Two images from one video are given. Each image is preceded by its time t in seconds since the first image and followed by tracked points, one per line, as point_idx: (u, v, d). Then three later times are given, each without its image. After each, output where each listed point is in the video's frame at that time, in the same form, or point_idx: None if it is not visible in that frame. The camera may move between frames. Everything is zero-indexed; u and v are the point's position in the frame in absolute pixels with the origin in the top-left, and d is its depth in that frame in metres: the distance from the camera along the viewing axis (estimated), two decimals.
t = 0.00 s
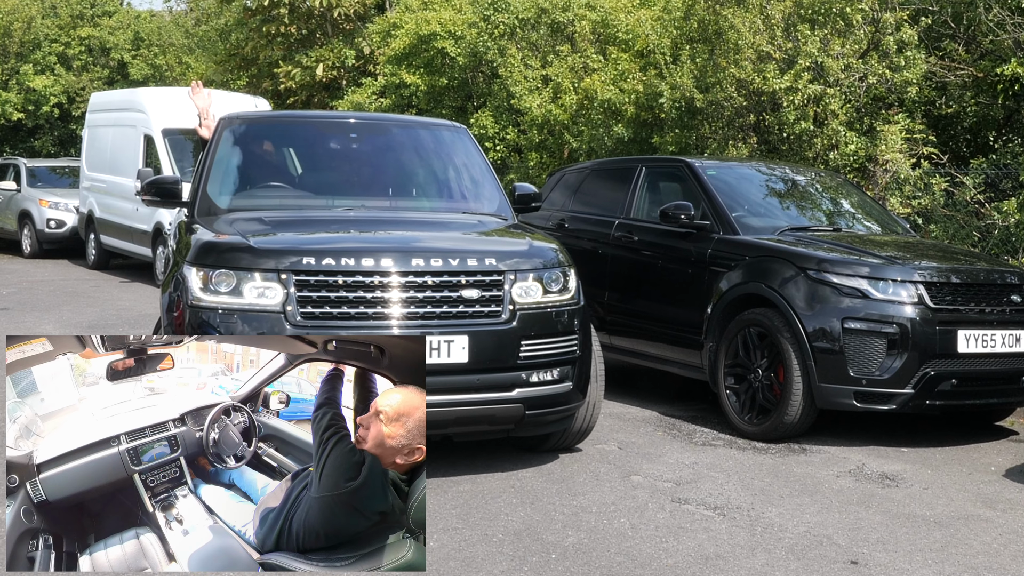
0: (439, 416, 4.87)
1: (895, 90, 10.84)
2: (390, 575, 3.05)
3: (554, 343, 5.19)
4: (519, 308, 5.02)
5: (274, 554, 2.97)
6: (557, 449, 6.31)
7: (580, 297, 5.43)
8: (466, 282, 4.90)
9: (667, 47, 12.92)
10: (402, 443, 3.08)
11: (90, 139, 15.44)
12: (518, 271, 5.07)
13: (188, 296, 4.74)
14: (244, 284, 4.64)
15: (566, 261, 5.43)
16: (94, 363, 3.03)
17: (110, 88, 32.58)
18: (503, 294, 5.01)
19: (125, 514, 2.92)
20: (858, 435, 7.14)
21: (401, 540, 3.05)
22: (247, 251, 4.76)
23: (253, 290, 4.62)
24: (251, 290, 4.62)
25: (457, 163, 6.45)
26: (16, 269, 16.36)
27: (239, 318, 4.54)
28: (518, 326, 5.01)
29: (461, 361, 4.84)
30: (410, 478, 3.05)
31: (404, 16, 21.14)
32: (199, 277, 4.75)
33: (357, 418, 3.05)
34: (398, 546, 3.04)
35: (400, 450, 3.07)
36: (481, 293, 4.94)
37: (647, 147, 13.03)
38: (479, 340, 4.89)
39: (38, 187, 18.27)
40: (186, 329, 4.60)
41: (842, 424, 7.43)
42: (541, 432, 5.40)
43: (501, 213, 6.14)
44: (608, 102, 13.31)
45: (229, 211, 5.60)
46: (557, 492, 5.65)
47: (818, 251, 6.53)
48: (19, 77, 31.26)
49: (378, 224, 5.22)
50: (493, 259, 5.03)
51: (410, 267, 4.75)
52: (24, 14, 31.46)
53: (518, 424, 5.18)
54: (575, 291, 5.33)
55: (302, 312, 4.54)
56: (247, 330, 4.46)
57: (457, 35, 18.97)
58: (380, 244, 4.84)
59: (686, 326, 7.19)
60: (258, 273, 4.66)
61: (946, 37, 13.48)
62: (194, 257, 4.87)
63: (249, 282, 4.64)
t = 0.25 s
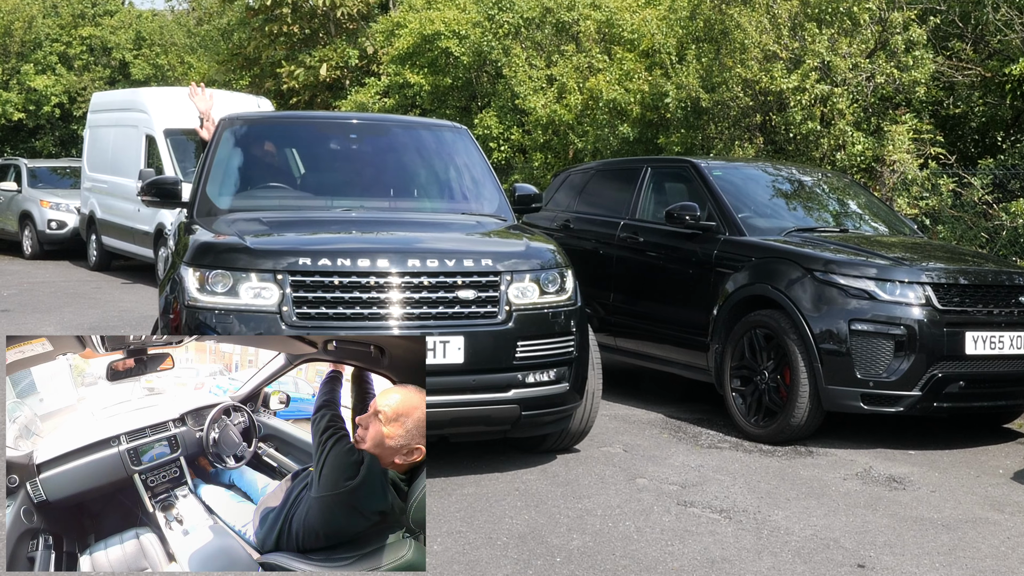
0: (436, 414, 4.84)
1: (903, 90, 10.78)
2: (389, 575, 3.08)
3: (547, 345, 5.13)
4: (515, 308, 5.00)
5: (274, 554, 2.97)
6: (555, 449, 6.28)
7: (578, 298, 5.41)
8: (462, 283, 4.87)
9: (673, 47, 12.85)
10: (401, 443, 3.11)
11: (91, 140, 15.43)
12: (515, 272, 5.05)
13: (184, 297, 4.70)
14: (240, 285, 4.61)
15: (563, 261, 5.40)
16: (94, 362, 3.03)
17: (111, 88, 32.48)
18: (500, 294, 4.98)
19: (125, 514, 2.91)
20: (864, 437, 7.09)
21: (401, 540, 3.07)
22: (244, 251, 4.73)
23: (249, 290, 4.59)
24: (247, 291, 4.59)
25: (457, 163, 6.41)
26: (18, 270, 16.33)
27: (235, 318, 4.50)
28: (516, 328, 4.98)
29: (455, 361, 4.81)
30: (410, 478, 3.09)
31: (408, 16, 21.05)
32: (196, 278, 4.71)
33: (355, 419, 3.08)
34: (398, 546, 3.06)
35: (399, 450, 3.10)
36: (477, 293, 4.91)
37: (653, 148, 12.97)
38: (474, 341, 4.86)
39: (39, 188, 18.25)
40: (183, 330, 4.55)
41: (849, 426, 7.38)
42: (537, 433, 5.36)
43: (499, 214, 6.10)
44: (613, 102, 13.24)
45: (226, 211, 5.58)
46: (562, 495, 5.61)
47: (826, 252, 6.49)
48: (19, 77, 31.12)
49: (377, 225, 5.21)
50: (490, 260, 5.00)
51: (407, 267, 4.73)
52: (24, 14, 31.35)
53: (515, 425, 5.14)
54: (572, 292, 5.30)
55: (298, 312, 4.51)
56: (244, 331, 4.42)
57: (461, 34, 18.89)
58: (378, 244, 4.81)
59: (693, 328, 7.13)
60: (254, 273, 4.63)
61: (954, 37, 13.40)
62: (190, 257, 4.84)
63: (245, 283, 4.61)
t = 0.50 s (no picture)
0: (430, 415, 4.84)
1: (911, 90, 10.71)
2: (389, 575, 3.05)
3: (545, 346, 5.14)
4: (510, 309, 4.98)
5: (274, 554, 2.95)
6: (553, 449, 6.28)
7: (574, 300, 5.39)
8: (457, 284, 4.86)
9: (679, 47, 12.78)
10: (400, 443, 3.09)
11: (92, 141, 15.42)
12: (510, 273, 5.03)
13: (179, 297, 4.71)
14: (235, 285, 4.62)
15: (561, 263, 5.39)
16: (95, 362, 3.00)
17: (113, 88, 32.36)
18: (495, 296, 4.96)
19: (125, 515, 2.88)
20: (871, 440, 7.05)
21: (401, 539, 3.04)
22: (241, 252, 4.73)
23: (244, 291, 4.60)
24: (242, 292, 4.60)
25: (456, 164, 6.39)
26: (20, 271, 16.30)
27: (231, 318, 4.51)
28: (512, 329, 4.97)
29: (451, 362, 4.80)
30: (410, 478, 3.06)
31: (411, 15, 20.96)
32: (191, 278, 4.71)
33: (354, 419, 3.06)
34: (398, 546, 3.03)
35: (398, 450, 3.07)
36: (472, 295, 4.89)
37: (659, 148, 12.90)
38: (470, 342, 4.85)
39: (40, 189, 18.22)
40: (179, 330, 4.55)
41: (856, 429, 7.33)
42: (534, 434, 5.37)
43: (498, 214, 6.08)
44: (619, 103, 13.16)
45: (224, 212, 5.58)
46: (566, 497, 5.57)
47: (833, 253, 6.44)
48: (20, 77, 30.88)
49: (376, 226, 5.21)
50: (485, 261, 4.99)
51: (402, 269, 4.73)
52: (24, 13, 31.14)
53: (510, 425, 5.13)
54: (568, 292, 5.29)
55: (293, 314, 4.53)
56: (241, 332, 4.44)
57: (465, 34, 18.81)
58: (376, 245, 4.82)
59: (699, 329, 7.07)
60: (249, 274, 4.63)
61: (962, 36, 13.29)
62: (187, 258, 4.84)
63: (240, 283, 4.62)
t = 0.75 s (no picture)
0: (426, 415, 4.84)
1: (919, 90, 10.65)
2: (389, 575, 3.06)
3: (538, 345, 5.13)
4: (504, 309, 4.99)
5: (274, 554, 2.93)
6: (548, 449, 6.27)
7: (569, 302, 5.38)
8: (452, 283, 4.85)
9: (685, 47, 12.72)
10: (397, 440, 3.11)
11: (93, 142, 15.40)
12: (504, 273, 5.03)
13: (175, 296, 4.71)
14: (230, 285, 4.62)
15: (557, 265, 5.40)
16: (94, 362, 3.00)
17: (115, 88, 32.19)
18: (489, 295, 4.97)
19: (125, 514, 2.87)
20: (878, 442, 7.00)
21: (401, 540, 3.05)
22: (237, 252, 4.73)
23: (239, 291, 4.60)
24: (237, 292, 4.60)
25: (456, 164, 6.37)
26: (22, 273, 16.27)
27: (227, 318, 4.52)
28: (505, 329, 4.98)
29: (443, 362, 4.79)
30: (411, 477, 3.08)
31: (415, 15, 20.86)
32: (186, 278, 4.72)
33: (353, 418, 3.06)
34: (398, 546, 3.04)
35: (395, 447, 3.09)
36: (466, 294, 4.89)
37: (665, 149, 12.81)
38: (462, 343, 4.85)
39: (42, 190, 18.21)
40: (176, 330, 4.56)
41: (863, 431, 7.28)
42: (529, 434, 5.36)
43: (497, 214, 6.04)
44: (624, 103, 13.08)
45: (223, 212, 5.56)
46: (571, 500, 5.53)
47: (840, 254, 6.39)
48: (21, 77, 30.74)
49: (375, 226, 5.20)
50: (480, 261, 4.99)
51: (392, 270, 4.71)
52: (25, 13, 30.98)
53: (504, 425, 5.14)
54: (563, 293, 5.29)
55: (287, 313, 4.52)
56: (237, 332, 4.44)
57: (470, 33, 18.69)
58: (371, 245, 4.82)
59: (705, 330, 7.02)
60: (243, 273, 4.64)
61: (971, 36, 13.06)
62: (183, 257, 4.84)
63: (235, 283, 4.62)
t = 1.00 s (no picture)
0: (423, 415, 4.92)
1: (927, 90, 10.57)
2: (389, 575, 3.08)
3: (530, 345, 5.16)
4: (498, 309, 5.03)
5: (274, 554, 2.96)
6: (544, 449, 6.27)
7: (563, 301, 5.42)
8: (445, 283, 4.90)
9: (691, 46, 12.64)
10: (393, 439, 3.12)
11: (95, 142, 15.41)
12: (498, 273, 5.08)
13: (170, 295, 4.78)
14: (225, 285, 4.69)
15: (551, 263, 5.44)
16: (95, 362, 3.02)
17: (117, 88, 32.04)
18: (482, 295, 5.01)
19: (124, 514, 2.89)
20: (885, 445, 6.95)
21: (401, 539, 3.07)
22: (234, 252, 4.79)
23: (234, 290, 4.67)
24: (232, 291, 4.67)
25: (455, 165, 6.38)
26: (23, 274, 16.23)
27: (223, 318, 4.56)
28: (500, 328, 5.03)
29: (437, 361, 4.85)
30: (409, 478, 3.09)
31: (419, 14, 20.74)
32: (182, 277, 4.79)
33: (352, 417, 3.10)
34: (398, 546, 3.06)
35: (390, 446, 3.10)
36: (459, 294, 4.94)
37: (671, 149, 12.75)
38: (456, 341, 4.91)
39: (44, 191, 18.20)
40: (172, 330, 4.61)
41: (870, 433, 7.23)
42: (523, 433, 5.42)
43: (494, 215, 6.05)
44: (630, 103, 13.00)
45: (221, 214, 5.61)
46: (576, 503, 5.49)
47: (848, 255, 6.34)
48: (23, 77, 30.75)
49: (372, 228, 5.24)
50: (474, 261, 5.05)
51: (387, 270, 4.78)
52: (27, 12, 31.38)
53: (498, 425, 5.21)
54: (558, 292, 5.33)
55: (281, 312, 4.59)
56: (232, 331, 4.48)
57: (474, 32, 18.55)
58: (369, 245, 4.89)
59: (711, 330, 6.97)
60: (238, 273, 4.71)
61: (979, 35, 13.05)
62: (180, 257, 4.90)
63: (230, 282, 4.69)
